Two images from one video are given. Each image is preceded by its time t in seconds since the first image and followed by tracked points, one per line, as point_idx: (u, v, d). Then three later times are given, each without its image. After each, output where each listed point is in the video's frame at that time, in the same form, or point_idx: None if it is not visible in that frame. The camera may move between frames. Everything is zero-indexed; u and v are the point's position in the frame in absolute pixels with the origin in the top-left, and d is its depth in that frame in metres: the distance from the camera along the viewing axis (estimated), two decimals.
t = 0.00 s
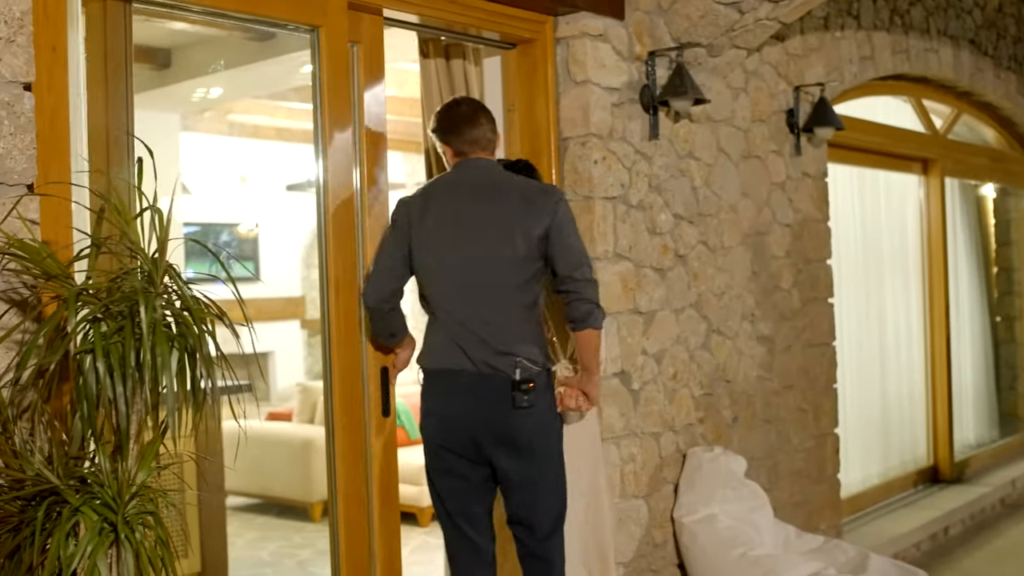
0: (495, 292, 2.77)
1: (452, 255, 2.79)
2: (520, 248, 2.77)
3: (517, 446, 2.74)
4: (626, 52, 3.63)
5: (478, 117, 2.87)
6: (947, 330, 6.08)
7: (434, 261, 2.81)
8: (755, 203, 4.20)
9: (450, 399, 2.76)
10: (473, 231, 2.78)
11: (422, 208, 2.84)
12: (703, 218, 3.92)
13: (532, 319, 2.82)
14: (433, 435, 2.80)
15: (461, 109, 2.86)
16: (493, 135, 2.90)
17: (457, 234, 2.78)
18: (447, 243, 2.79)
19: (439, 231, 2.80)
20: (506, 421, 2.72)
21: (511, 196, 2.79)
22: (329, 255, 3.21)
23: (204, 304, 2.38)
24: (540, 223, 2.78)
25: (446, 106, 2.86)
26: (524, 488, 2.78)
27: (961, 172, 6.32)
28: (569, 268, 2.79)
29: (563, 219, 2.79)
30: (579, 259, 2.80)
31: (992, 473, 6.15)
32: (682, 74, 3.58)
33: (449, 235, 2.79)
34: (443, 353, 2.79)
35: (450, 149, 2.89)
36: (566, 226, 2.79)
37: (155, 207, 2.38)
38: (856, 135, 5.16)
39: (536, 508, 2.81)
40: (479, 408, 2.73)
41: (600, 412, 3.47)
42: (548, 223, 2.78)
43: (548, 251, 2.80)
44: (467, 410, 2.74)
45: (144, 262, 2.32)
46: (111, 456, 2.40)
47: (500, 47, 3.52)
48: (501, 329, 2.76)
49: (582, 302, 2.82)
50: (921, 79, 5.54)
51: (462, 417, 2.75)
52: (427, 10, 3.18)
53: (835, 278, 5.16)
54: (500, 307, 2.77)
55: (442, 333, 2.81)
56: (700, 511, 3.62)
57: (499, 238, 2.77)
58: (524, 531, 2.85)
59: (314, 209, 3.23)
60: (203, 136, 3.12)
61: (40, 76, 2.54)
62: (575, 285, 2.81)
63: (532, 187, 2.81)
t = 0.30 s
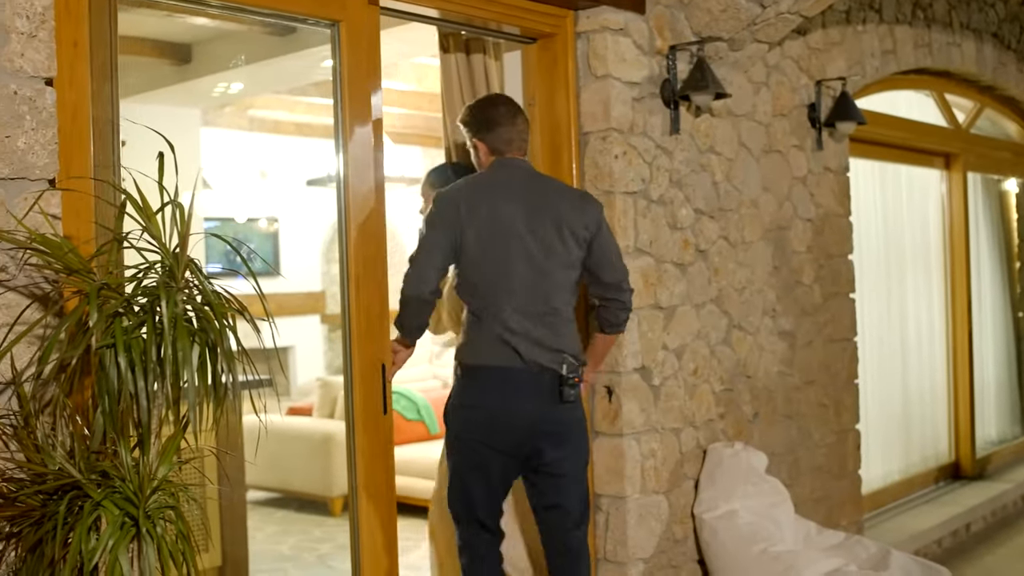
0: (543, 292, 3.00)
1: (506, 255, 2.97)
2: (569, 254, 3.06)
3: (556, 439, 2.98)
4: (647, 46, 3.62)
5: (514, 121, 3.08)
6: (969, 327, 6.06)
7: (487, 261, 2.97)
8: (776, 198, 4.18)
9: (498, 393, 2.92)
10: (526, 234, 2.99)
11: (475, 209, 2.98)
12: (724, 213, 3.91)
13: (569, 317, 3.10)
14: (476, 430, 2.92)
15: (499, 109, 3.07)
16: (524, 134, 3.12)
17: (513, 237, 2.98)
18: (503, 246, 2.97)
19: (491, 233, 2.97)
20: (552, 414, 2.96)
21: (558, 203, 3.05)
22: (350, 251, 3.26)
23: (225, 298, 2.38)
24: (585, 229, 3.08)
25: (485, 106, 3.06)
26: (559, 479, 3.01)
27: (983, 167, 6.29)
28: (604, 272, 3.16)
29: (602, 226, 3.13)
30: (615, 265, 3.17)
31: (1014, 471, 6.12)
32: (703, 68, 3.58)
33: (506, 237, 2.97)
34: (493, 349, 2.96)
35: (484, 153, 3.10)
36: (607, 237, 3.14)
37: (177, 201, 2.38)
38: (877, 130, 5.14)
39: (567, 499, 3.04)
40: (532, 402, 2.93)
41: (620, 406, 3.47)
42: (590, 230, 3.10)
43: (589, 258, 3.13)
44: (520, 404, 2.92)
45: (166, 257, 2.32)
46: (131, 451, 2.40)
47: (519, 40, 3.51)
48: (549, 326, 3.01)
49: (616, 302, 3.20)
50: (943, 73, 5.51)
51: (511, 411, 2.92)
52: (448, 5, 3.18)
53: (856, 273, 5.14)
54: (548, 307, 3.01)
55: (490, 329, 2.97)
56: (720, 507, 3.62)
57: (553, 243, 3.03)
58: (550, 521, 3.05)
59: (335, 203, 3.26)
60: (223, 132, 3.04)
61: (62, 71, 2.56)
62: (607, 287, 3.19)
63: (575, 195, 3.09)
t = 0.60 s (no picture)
0: (559, 294, 3.02)
1: (525, 257, 2.97)
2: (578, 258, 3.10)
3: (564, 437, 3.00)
4: (663, 45, 3.62)
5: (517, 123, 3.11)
6: (986, 327, 6.03)
7: (507, 259, 2.97)
8: (793, 197, 4.17)
9: (513, 390, 2.91)
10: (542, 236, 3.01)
11: (494, 211, 2.97)
12: (740, 213, 3.90)
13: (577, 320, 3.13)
14: (494, 429, 2.90)
15: (502, 116, 3.09)
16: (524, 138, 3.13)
17: (533, 236, 2.99)
18: (522, 244, 2.98)
19: (512, 234, 2.97)
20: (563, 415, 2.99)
21: (570, 206, 3.07)
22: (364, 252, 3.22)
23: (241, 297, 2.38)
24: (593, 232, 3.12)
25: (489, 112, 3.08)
26: (566, 478, 3.02)
27: (1001, 167, 6.26)
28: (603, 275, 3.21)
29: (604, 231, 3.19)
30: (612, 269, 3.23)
31: None
32: (720, 67, 3.57)
33: (526, 236, 2.98)
34: (514, 350, 2.94)
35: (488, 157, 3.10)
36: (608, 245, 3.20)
37: (192, 200, 2.38)
38: (893, 129, 5.12)
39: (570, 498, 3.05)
40: (554, 403, 2.94)
41: (636, 406, 3.48)
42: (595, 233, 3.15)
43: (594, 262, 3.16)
44: (542, 405, 2.93)
45: (182, 256, 2.31)
46: (148, 449, 2.39)
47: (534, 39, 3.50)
48: (564, 328, 3.03)
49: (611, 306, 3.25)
50: (961, 72, 5.49)
51: (529, 410, 2.92)
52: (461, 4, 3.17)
53: (872, 271, 5.13)
54: (563, 308, 3.03)
55: (511, 332, 2.96)
56: (736, 507, 3.61)
57: (568, 245, 3.05)
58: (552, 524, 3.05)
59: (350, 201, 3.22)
60: (239, 130, 3.12)
61: (78, 70, 2.53)
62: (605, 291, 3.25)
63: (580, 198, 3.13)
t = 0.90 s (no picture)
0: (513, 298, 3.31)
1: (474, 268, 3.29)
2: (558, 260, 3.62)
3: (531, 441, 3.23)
4: (677, 39, 3.61)
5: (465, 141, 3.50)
6: (1000, 323, 6.03)
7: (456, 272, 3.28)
8: (807, 192, 4.16)
9: (474, 396, 3.19)
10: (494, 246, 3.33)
11: (441, 227, 3.33)
12: (754, 208, 3.88)
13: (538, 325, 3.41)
14: (457, 432, 3.18)
15: (451, 134, 3.52)
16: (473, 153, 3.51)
17: (484, 249, 3.32)
18: (474, 260, 3.30)
19: (461, 249, 3.30)
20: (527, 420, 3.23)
21: (517, 218, 3.40)
22: (378, 244, 3.14)
23: (252, 289, 2.36)
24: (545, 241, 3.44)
25: (438, 132, 3.50)
26: (537, 471, 3.23)
27: (1016, 162, 6.23)
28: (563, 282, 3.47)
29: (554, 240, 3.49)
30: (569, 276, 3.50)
31: None
32: (734, 62, 3.56)
33: (473, 248, 3.32)
34: (470, 358, 3.21)
35: (449, 185, 3.51)
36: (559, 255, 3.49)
37: (205, 192, 2.37)
38: (907, 124, 5.10)
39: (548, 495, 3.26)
40: (512, 403, 3.20)
41: (648, 400, 3.48)
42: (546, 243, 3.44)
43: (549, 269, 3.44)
44: (499, 407, 3.19)
45: (194, 247, 2.30)
46: (161, 442, 2.38)
47: (547, 33, 3.51)
48: (520, 329, 3.31)
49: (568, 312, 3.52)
50: (976, 66, 5.45)
51: (495, 412, 3.19)
52: None
53: (886, 267, 5.12)
54: (517, 313, 3.30)
55: (469, 340, 3.24)
56: (748, 503, 3.61)
57: (518, 254, 3.36)
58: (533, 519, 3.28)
59: (364, 194, 3.15)
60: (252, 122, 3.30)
61: (92, 63, 2.53)
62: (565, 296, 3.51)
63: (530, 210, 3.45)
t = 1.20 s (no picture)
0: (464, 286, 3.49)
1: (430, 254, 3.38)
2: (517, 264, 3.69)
3: (478, 420, 3.53)
4: (688, 33, 3.61)
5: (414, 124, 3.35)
6: (1012, 319, 6.01)
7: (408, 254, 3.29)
8: (818, 186, 4.15)
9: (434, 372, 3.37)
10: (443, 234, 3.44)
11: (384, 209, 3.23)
12: (765, 203, 3.88)
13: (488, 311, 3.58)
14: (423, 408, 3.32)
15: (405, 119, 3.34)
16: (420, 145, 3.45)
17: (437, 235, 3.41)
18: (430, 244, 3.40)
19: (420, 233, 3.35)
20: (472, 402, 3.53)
21: (465, 206, 3.51)
22: (388, 240, 3.23)
23: (263, 284, 2.37)
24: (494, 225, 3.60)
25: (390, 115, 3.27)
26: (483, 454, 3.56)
27: None
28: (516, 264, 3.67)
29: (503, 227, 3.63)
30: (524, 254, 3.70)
31: None
32: (745, 56, 3.55)
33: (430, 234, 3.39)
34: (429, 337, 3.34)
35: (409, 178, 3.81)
36: (510, 242, 3.66)
37: (216, 187, 2.36)
38: (918, 119, 5.09)
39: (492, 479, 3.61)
40: (468, 381, 3.49)
41: (658, 396, 3.49)
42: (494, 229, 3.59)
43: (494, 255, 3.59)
44: (455, 383, 3.43)
45: (206, 243, 2.29)
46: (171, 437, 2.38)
47: (558, 28, 3.58)
48: (472, 315, 3.50)
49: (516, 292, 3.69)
50: (989, 61, 5.43)
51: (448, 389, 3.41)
52: None
53: (898, 262, 5.11)
54: (467, 299, 3.49)
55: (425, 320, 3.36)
56: (758, 498, 3.61)
57: (470, 242, 3.50)
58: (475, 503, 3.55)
59: (374, 189, 3.24)
60: (263, 120, 2.99)
61: (103, 57, 2.53)
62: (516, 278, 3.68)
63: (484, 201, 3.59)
